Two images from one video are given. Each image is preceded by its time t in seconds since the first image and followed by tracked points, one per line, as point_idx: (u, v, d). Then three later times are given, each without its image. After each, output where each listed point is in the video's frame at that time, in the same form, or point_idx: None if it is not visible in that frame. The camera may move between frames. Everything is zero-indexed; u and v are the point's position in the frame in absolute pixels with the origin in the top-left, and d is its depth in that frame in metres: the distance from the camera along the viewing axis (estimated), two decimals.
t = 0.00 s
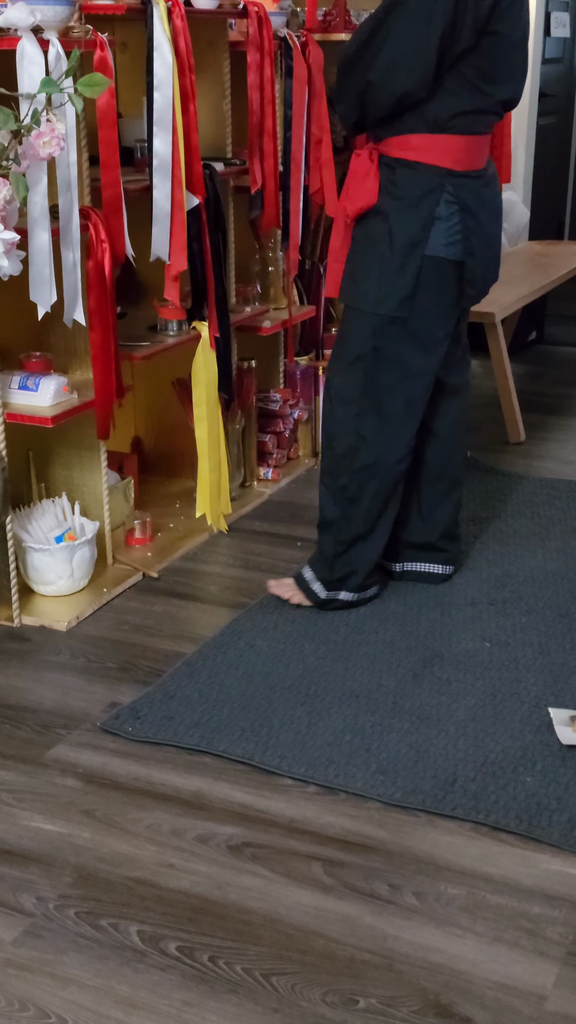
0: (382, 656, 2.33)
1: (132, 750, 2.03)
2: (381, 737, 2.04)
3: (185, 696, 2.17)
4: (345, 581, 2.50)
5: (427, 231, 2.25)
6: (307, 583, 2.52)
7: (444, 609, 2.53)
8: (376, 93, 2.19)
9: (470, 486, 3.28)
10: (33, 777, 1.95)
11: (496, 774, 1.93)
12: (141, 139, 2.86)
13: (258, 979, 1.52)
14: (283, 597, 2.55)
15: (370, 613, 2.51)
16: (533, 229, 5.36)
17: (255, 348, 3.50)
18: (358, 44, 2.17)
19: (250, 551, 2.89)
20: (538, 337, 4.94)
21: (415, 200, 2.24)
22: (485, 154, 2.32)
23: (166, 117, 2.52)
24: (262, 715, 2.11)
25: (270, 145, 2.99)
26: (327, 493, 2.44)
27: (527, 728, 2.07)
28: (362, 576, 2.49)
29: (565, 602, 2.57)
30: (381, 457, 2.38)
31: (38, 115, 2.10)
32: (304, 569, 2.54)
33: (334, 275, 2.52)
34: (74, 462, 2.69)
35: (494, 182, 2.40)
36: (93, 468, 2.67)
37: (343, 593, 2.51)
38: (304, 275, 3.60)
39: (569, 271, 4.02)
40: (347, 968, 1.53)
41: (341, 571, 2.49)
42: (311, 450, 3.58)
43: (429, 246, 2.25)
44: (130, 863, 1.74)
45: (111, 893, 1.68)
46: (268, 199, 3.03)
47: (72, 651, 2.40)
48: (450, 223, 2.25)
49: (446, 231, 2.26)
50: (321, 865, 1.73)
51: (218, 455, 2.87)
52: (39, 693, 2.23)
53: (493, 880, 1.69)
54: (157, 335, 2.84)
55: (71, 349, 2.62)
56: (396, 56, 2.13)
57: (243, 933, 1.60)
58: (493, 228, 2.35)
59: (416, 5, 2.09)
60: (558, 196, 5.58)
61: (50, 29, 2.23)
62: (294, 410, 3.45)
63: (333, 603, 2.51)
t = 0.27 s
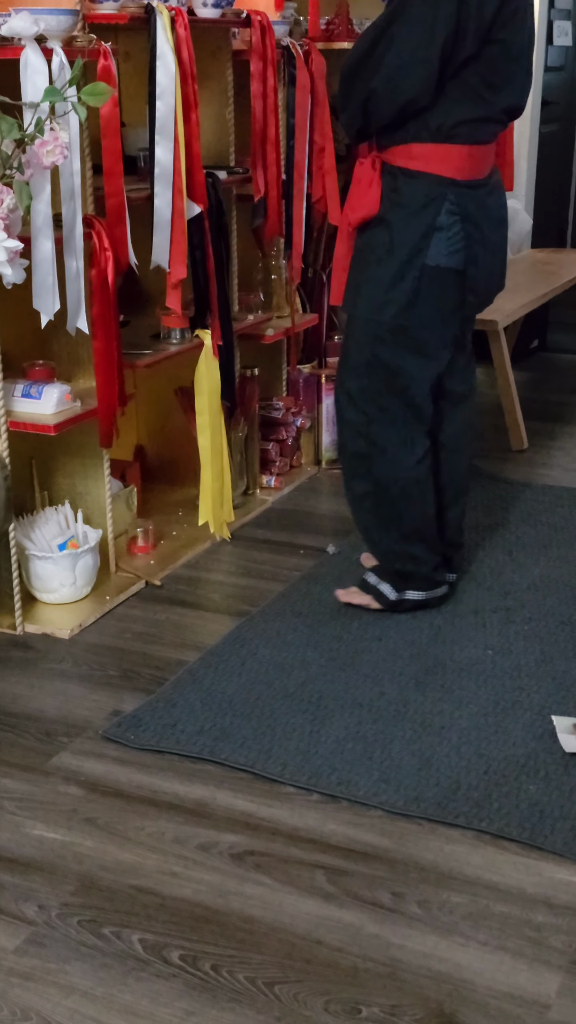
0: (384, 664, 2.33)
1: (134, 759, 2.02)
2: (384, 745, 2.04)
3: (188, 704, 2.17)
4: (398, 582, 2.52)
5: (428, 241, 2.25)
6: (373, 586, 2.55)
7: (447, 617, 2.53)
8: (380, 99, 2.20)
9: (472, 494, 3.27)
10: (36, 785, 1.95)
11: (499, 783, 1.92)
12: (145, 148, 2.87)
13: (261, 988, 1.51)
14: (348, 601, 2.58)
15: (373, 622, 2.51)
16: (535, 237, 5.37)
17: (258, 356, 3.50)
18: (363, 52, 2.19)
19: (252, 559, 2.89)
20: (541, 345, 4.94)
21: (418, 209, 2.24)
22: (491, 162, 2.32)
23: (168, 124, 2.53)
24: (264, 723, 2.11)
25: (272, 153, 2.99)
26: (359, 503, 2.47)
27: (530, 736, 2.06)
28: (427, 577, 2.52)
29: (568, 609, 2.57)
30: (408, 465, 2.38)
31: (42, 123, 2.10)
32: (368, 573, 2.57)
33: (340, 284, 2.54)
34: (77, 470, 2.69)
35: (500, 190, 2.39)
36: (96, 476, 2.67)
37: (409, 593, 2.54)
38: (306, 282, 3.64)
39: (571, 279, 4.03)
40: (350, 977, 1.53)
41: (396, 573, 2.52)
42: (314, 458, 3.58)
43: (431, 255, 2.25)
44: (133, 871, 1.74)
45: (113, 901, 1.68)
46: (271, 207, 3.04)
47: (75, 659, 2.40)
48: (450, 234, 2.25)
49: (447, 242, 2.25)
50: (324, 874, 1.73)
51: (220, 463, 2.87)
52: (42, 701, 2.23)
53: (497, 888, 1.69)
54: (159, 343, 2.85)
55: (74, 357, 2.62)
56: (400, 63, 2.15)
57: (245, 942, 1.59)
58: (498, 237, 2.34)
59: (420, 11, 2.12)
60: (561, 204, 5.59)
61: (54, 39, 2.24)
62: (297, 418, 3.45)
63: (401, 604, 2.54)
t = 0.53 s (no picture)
0: (386, 677, 2.32)
1: (136, 772, 2.02)
2: (385, 758, 2.03)
3: (189, 718, 2.17)
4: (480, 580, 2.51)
5: (428, 257, 2.26)
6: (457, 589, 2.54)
7: (449, 630, 2.53)
8: (377, 114, 2.21)
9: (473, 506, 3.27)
10: (37, 798, 1.95)
11: (501, 796, 1.92)
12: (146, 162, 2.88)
13: (262, 1002, 1.51)
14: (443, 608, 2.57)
15: (375, 634, 2.51)
16: (536, 251, 5.38)
17: (259, 369, 3.51)
18: (360, 67, 2.18)
19: (254, 571, 2.89)
20: (542, 358, 4.95)
21: (416, 224, 2.26)
22: (490, 177, 2.33)
23: (170, 139, 2.53)
24: (266, 736, 2.11)
25: (272, 168, 3.01)
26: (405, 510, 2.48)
27: (532, 750, 2.06)
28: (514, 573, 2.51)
29: (570, 622, 2.57)
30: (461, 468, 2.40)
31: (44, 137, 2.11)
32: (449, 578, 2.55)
33: (340, 297, 2.54)
34: (78, 483, 2.70)
35: (501, 204, 2.40)
36: (97, 488, 2.68)
37: (498, 580, 2.54)
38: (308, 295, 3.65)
39: (571, 292, 4.03)
40: (351, 991, 1.52)
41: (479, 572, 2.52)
42: (315, 470, 3.58)
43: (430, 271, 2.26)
44: (133, 885, 1.74)
45: (114, 915, 1.67)
46: (272, 221, 3.05)
47: (76, 672, 2.39)
48: (449, 250, 2.26)
49: (446, 258, 2.26)
50: (326, 888, 1.72)
51: (221, 476, 2.88)
52: (43, 714, 2.22)
53: (498, 902, 1.68)
54: (161, 356, 2.85)
55: (76, 370, 2.63)
56: (396, 80, 2.15)
57: (246, 956, 1.59)
58: (498, 251, 2.35)
59: (416, 29, 2.10)
60: (562, 218, 5.60)
61: (55, 54, 2.26)
62: (299, 430, 3.45)
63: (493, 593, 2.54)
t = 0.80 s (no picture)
0: (385, 686, 2.32)
1: (135, 781, 2.02)
2: (385, 768, 2.03)
3: (188, 727, 2.17)
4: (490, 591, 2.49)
5: (428, 268, 2.28)
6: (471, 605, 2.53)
7: (448, 639, 2.53)
8: (376, 124, 2.23)
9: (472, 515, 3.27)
10: (36, 807, 1.94)
11: (500, 806, 1.92)
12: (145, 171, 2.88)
13: (261, 1013, 1.50)
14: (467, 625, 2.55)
15: (374, 644, 2.51)
16: (535, 260, 5.40)
17: (258, 378, 3.51)
18: (362, 76, 2.21)
19: (253, 580, 2.89)
20: (541, 367, 4.96)
21: (414, 235, 2.27)
22: (491, 187, 2.34)
23: (171, 149, 2.54)
24: (265, 746, 2.10)
25: (272, 177, 3.01)
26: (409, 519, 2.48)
27: (531, 759, 2.06)
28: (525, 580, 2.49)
29: (570, 632, 2.56)
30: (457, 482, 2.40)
31: (43, 146, 2.11)
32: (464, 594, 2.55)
33: (337, 304, 2.55)
34: (77, 491, 2.70)
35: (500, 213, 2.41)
36: (96, 497, 2.68)
37: (511, 588, 2.50)
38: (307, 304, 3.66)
39: (570, 302, 4.04)
40: (351, 1002, 1.52)
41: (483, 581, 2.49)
42: (314, 479, 3.57)
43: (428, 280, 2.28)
44: (132, 895, 1.73)
45: (113, 925, 1.67)
46: (271, 230, 3.05)
47: (75, 681, 2.39)
48: (449, 260, 2.28)
49: (447, 268, 2.28)
50: (325, 898, 1.72)
51: (220, 486, 2.88)
52: (41, 723, 2.22)
53: (498, 912, 1.68)
54: (160, 365, 2.85)
55: (75, 378, 2.63)
56: (397, 89, 2.17)
57: (246, 967, 1.58)
58: (498, 260, 2.36)
59: (417, 38, 2.12)
60: (561, 228, 5.62)
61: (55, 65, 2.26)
62: (297, 439, 3.45)
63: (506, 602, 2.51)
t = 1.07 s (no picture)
0: (384, 694, 2.32)
1: (133, 789, 2.01)
2: (384, 776, 2.03)
3: (188, 735, 2.16)
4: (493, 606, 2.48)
5: (439, 280, 2.29)
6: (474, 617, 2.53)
7: (447, 647, 2.52)
8: (387, 135, 2.24)
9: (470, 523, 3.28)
10: (34, 816, 1.94)
11: (499, 814, 1.91)
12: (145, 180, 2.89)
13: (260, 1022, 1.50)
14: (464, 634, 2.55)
15: (372, 652, 2.50)
16: (534, 270, 5.41)
17: (257, 387, 3.51)
18: (374, 87, 2.23)
19: (252, 589, 2.89)
20: (539, 376, 4.96)
21: (423, 245, 2.28)
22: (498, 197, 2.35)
23: (169, 158, 2.55)
24: (264, 754, 2.10)
25: (271, 185, 3.02)
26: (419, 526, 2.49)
27: (530, 767, 2.05)
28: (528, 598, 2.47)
29: (569, 640, 2.56)
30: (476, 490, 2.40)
31: (43, 155, 2.12)
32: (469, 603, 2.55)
33: (347, 315, 2.56)
34: (77, 499, 2.70)
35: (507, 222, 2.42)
36: (95, 505, 2.68)
37: (516, 611, 2.48)
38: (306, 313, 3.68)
39: (569, 310, 4.05)
40: (349, 1012, 1.51)
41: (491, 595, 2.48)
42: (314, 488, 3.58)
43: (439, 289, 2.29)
44: (130, 904, 1.73)
45: (111, 934, 1.66)
46: (270, 239, 3.07)
47: (74, 690, 2.39)
48: (461, 271, 2.29)
49: (459, 279, 2.29)
50: (324, 907, 1.71)
51: (219, 493, 2.88)
52: (40, 732, 2.22)
53: (497, 921, 1.67)
54: (160, 374, 2.86)
55: (74, 387, 2.63)
56: (407, 101, 2.19)
57: (244, 976, 1.58)
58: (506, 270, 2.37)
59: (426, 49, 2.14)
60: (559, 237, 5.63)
61: (55, 74, 2.27)
62: (297, 447, 3.45)
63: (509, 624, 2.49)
